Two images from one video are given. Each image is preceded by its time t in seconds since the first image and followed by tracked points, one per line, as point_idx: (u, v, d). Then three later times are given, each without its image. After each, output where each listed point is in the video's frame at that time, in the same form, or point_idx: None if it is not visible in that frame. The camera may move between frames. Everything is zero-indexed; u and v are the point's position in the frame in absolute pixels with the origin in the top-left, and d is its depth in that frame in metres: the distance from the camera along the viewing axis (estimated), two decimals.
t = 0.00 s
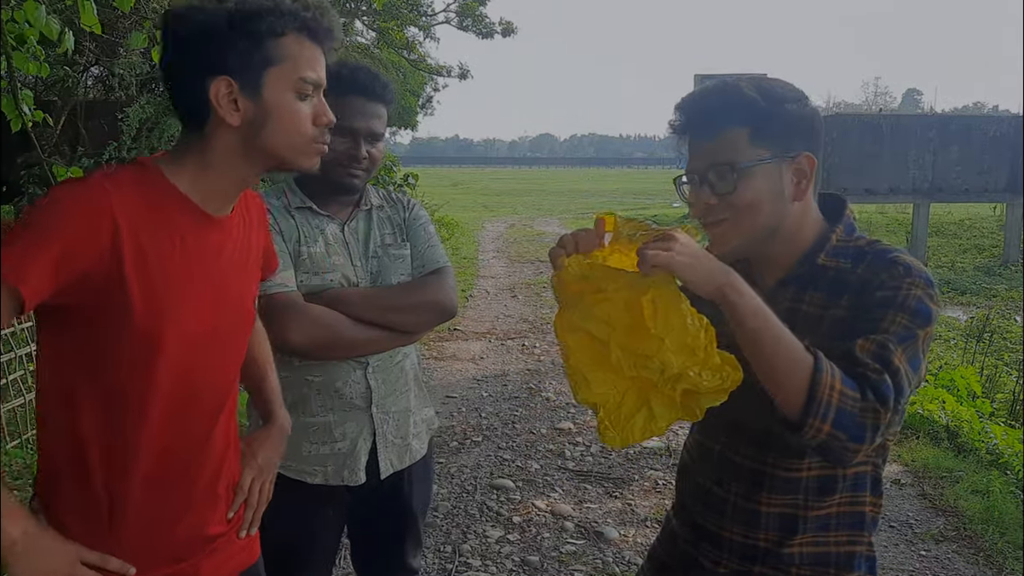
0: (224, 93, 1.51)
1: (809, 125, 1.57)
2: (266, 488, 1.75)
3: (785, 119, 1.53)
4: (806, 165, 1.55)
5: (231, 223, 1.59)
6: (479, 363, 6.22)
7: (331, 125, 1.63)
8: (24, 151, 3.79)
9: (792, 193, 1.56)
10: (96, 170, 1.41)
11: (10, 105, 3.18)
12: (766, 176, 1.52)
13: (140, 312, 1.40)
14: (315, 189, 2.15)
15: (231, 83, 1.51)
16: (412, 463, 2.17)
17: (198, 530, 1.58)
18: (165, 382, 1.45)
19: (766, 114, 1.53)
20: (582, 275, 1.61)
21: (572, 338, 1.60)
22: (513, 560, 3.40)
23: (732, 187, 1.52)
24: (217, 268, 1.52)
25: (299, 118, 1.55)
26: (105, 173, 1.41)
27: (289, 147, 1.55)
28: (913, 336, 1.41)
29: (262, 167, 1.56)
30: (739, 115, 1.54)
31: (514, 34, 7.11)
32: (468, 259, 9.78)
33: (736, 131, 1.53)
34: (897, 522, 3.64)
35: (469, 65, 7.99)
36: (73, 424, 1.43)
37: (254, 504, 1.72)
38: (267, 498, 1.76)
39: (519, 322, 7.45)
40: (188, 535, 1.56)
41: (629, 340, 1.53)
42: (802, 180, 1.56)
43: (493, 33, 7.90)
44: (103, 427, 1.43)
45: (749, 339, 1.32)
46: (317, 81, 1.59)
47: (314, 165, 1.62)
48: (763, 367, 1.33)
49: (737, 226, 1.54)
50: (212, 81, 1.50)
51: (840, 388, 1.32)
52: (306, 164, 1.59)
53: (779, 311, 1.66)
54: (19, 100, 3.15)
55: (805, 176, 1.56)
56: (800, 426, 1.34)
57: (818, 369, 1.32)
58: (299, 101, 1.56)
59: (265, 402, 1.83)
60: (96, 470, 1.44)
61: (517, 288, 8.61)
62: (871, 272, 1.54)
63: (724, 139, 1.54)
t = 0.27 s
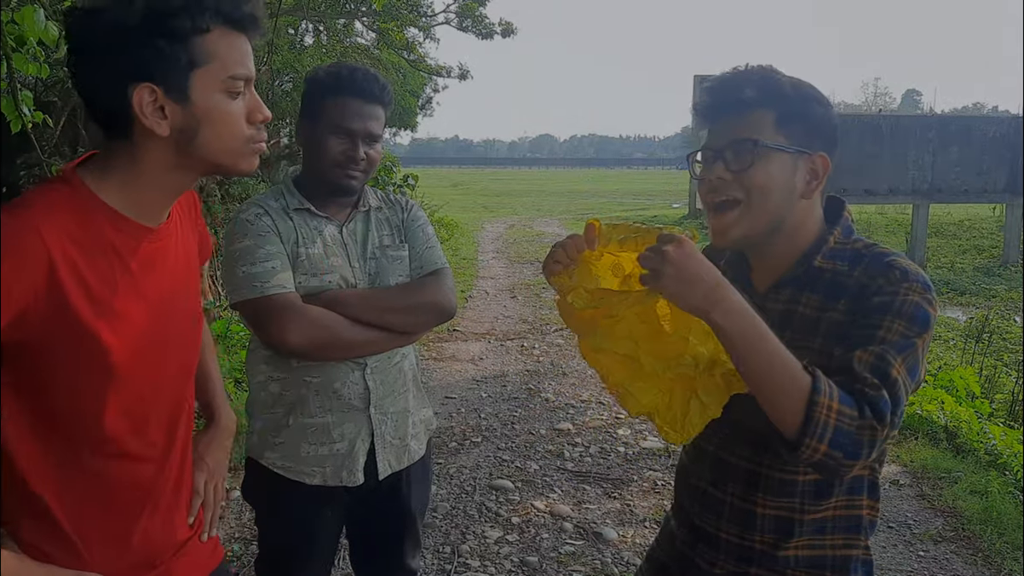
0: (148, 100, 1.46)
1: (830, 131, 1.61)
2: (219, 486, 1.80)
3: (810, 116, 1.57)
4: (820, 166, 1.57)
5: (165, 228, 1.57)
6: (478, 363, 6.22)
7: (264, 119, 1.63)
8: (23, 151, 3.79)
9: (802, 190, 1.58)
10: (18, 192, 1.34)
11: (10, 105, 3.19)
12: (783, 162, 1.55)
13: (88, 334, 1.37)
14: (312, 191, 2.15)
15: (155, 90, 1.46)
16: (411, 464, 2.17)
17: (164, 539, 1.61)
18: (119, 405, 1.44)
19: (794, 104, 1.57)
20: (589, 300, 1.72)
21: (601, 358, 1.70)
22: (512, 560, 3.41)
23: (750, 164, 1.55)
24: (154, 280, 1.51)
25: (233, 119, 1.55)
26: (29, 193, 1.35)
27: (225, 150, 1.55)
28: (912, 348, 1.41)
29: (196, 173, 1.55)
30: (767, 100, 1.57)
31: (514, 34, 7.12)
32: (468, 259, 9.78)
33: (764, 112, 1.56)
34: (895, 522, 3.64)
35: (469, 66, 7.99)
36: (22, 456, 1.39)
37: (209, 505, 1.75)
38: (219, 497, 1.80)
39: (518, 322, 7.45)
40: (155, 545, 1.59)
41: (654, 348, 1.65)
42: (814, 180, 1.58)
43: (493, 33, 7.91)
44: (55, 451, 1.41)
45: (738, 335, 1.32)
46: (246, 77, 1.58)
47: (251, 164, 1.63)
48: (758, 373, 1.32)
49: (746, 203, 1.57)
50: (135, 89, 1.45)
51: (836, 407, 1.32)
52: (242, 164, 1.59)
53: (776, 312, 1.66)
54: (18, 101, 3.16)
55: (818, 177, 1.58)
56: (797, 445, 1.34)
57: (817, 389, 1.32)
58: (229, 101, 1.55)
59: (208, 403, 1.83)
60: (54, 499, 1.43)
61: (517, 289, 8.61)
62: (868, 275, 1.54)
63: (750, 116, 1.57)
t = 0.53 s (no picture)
0: (140, 97, 1.47)
1: (826, 136, 1.60)
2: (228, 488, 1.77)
3: (807, 121, 1.57)
4: (816, 171, 1.57)
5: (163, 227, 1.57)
6: (479, 364, 6.22)
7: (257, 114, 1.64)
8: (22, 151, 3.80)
9: (797, 195, 1.58)
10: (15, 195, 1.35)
11: (10, 106, 3.20)
12: (778, 167, 1.54)
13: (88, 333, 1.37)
14: (311, 192, 2.15)
15: (146, 87, 1.47)
16: (411, 465, 2.17)
17: (174, 537, 1.61)
18: (123, 404, 1.45)
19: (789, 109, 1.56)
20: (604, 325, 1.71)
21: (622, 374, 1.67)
22: (512, 561, 3.41)
23: (744, 168, 1.54)
24: (155, 278, 1.51)
25: (226, 113, 1.56)
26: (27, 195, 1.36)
27: (218, 145, 1.55)
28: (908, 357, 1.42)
29: (189, 170, 1.55)
30: (763, 104, 1.56)
31: (514, 34, 7.12)
32: (468, 260, 9.78)
33: (760, 117, 1.56)
34: (895, 523, 3.64)
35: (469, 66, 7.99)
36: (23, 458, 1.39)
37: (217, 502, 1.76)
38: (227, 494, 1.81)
39: (519, 323, 7.45)
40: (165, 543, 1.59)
41: (673, 359, 1.61)
42: (809, 184, 1.58)
43: (493, 34, 7.91)
44: (58, 452, 1.41)
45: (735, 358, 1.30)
46: (238, 72, 1.59)
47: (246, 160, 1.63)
48: (751, 387, 1.30)
49: (741, 206, 1.56)
50: (126, 86, 1.46)
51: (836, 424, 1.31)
52: (234, 159, 1.60)
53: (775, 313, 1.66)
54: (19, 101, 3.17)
55: (813, 182, 1.58)
56: (798, 463, 1.33)
57: (817, 406, 1.31)
58: (219, 95, 1.55)
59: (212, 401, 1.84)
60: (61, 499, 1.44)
61: (518, 289, 8.62)
62: (861, 282, 1.54)
63: (747, 120, 1.57)
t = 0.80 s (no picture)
0: (194, 94, 1.45)
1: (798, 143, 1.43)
2: (273, 487, 1.77)
3: (778, 118, 1.37)
4: (773, 175, 1.38)
5: (215, 222, 1.57)
6: (479, 364, 6.23)
7: (308, 120, 1.56)
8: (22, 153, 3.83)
9: (750, 196, 1.39)
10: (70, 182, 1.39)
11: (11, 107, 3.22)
12: (735, 167, 1.36)
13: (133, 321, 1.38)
14: (314, 193, 2.16)
15: (200, 85, 1.45)
16: (412, 465, 2.17)
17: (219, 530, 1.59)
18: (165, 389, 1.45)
19: (760, 105, 1.36)
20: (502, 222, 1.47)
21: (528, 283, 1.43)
22: (513, 561, 3.41)
23: (699, 162, 1.37)
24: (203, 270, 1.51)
25: (273, 117, 1.50)
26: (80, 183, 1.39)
27: (265, 148, 1.49)
28: (817, 303, 1.30)
29: (237, 170, 1.52)
30: (730, 97, 1.37)
31: (514, 36, 7.13)
32: (469, 260, 9.79)
33: (728, 111, 1.37)
34: (896, 523, 3.64)
35: (469, 67, 8.00)
36: (73, 440, 1.43)
37: (264, 501, 1.73)
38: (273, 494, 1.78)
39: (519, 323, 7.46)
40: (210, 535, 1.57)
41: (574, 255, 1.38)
42: (765, 187, 1.39)
43: (493, 35, 7.92)
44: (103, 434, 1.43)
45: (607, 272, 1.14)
46: (290, 76, 1.53)
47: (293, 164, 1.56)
48: (632, 308, 1.15)
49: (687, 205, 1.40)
50: (182, 82, 1.45)
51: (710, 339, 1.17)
52: (283, 163, 1.53)
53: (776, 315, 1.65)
54: (20, 102, 3.19)
55: (769, 184, 1.39)
56: (670, 382, 1.19)
57: (690, 320, 1.16)
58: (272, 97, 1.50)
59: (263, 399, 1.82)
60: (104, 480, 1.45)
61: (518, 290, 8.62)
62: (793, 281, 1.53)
63: (712, 111, 1.38)
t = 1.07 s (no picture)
0: (203, 94, 1.41)
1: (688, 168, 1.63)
2: (292, 478, 1.79)
3: (678, 135, 1.59)
4: (657, 182, 1.58)
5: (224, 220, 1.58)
6: (482, 365, 6.24)
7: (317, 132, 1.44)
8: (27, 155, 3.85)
9: (634, 187, 1.57)
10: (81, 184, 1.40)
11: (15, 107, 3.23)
12: (626, 157, 1.56)
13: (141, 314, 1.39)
14: (320, 194, 2.16)
15: (208, 86, 1.40)
16: (417, 467, 2.17)
17: (235, 524, 1.59)
18: (179, 382, 1.45)
19: (668, 112, 1.57)
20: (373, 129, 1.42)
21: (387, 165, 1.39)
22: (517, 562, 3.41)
23: (600, 139, 1.55)
24: (215, 265, 1.52)
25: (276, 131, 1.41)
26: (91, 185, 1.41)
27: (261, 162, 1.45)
28: (614, 223, 1.35)
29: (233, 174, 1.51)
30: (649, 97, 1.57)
31: (516, 36, 7.13)
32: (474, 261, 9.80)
33: (644, 107, 1.57)
34: (900, 524, 3.64)
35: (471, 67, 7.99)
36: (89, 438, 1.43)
37: (280, 496, 1.73)
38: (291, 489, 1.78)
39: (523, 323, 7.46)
40: (226, 530, 1.57)
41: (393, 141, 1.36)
42: (649, 188, 1.59)
43: (495, 34, 7.91)
44: (118, 429, 1.43)
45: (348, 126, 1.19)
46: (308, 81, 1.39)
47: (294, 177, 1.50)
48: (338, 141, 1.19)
49: (570, 173, 1.57)
50: (192, 82, 1.40)
51: (440, 173, 1.23)
52: (282, 177, 1.48)
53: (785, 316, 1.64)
54: (24, 102, 3.20)
55: (652, 188, 1.59)
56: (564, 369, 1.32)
57: (422, 153, 1.23)
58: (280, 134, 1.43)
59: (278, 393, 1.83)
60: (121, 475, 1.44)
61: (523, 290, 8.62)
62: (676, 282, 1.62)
63: (626, 99, 1.57)
